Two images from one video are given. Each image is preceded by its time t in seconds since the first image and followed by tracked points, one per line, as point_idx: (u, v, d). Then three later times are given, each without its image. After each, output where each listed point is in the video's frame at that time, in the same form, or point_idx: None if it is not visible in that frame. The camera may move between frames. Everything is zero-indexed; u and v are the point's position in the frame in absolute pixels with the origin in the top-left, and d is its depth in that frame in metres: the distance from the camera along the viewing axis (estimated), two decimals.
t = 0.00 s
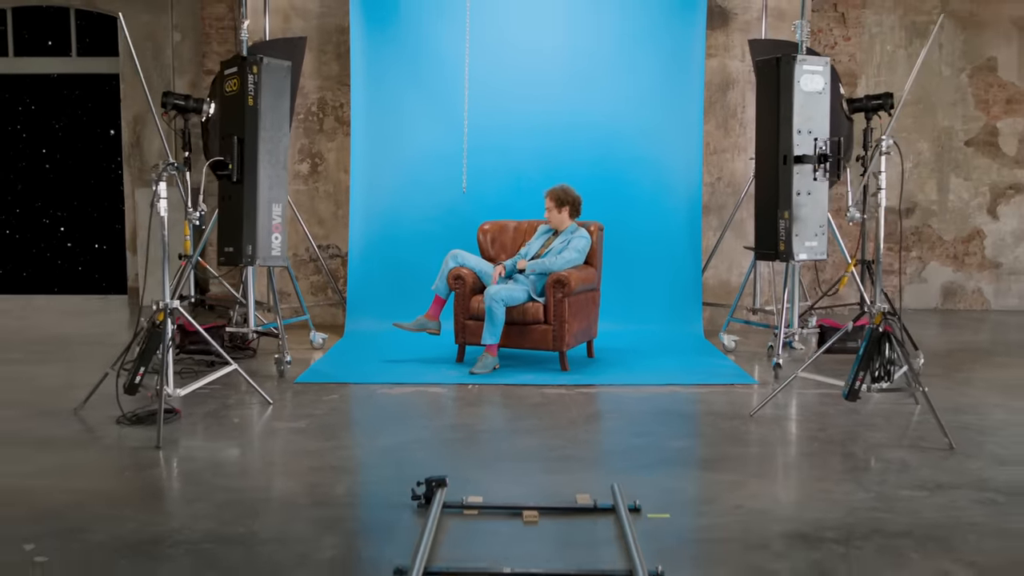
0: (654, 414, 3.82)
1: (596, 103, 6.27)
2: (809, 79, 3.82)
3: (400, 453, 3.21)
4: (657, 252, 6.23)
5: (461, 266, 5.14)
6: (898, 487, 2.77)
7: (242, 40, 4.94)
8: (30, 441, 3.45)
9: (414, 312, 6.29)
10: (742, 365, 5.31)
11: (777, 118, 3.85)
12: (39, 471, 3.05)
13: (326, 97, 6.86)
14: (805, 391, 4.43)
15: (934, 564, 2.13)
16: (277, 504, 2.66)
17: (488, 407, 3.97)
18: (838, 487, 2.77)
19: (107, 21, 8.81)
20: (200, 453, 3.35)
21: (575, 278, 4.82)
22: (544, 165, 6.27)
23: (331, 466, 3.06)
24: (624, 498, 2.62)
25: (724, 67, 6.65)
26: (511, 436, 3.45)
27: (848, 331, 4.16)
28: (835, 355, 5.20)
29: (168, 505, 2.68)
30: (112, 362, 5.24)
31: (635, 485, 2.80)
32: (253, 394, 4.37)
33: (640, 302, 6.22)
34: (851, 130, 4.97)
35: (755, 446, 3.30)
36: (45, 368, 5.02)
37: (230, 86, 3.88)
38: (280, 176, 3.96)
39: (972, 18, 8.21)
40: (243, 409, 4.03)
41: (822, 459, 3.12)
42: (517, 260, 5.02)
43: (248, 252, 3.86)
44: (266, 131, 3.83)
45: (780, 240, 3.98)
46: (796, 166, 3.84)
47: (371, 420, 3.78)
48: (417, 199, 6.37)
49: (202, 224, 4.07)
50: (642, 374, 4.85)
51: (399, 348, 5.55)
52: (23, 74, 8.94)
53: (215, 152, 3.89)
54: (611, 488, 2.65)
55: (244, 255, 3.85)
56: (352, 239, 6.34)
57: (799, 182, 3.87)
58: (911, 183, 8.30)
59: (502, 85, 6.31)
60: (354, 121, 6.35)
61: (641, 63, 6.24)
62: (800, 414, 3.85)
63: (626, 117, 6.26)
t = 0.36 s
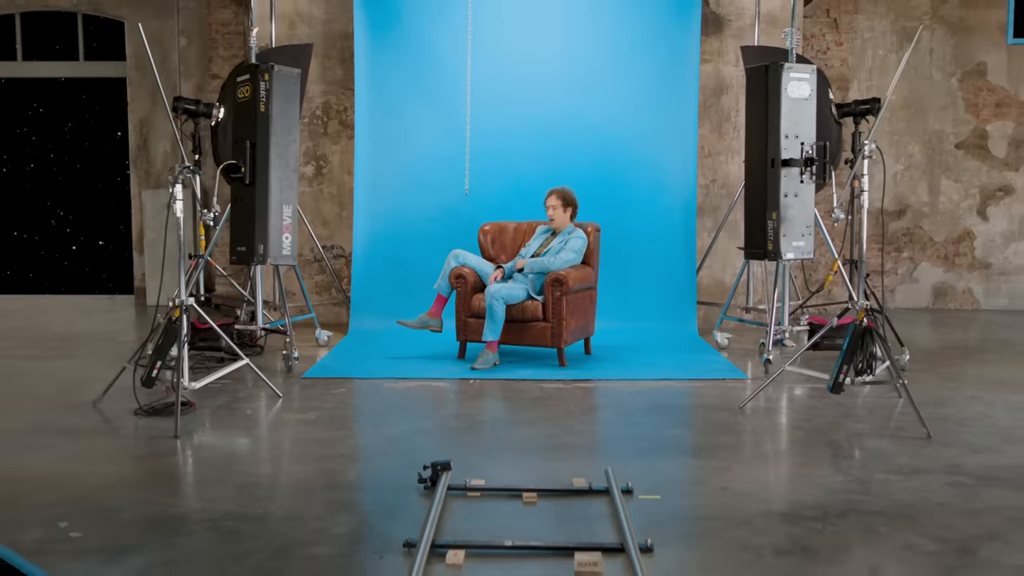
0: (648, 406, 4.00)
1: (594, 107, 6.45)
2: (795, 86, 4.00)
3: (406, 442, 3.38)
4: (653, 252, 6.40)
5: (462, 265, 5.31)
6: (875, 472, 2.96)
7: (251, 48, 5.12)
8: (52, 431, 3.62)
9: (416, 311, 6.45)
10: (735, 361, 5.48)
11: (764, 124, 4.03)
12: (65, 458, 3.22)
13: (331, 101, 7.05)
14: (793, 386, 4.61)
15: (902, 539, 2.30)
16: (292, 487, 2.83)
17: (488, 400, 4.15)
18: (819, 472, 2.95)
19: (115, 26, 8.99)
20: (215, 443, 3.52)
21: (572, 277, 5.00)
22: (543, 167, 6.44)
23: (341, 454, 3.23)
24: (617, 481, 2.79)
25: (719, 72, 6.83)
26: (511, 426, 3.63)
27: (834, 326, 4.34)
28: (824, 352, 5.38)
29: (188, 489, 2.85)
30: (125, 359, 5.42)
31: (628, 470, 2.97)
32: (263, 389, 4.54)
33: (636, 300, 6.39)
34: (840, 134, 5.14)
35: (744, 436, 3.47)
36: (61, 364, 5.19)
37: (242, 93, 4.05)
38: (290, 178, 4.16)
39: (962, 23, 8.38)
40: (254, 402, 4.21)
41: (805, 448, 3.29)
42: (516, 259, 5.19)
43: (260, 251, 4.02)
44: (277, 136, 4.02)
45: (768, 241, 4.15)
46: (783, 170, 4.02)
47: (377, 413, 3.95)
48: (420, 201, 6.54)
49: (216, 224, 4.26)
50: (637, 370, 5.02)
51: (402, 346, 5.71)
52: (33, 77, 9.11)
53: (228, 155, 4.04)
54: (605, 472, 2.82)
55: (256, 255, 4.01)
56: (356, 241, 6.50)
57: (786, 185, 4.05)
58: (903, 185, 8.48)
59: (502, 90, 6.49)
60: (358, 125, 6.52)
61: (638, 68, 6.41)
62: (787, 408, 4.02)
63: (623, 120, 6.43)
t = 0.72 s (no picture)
0: (641, 399, 4.18)
1: (590, 111, 6.62)
2: (782, 92, 4.16)
3: (409, 432, 3.56)
4: (647, 253, 6.58)
5: (461, 265, 5.48)
6: (853, 458, 3.13)
7: (257, 54, 5.28)
8: (71, 422, 3.79)
9: (416, 310, 6.62)
10: (726, 357, 5.65)
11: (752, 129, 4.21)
12: (85, 446, 3.39)
13: (333, 106, 7.25)
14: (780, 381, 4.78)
15: (875, 517, 2.47)
16: (302, 473, 3.00)
17: (487, 393, 4.32)
18: (800, 459, 3.13)
19: (119, 31, 9.13)
20: (228, 433, 3.70)
21: (568, 276, 5.17)
22: (540, 170, 6.62)
23: (348, 442, 3.41)
24: (609, 467, 2.96)
25: (711, 77, 7.01)
26: (509, 417, 3.80)
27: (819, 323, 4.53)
28: (812, 348, 5.56)
29: (204, 474, 3.02)
30: (135, 356, 5.59)
31: (621, 457, 3.13)
32: (270, 383, 4.71)
33: (631, 299, 6.57)
34: (827, 137, 5.33)
35: (731, 426, 3.65)
36: (73, 361, 5.36)
37: (251, 99, 4.22)
38: (297, 180, 4.32)
39: (950, 28, 8.55)
40: (262, 396, 4.38)
41: (788, 437, 3.47)
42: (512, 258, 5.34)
43: (269, 251, 4.18)
44: (285, 140, 4.17)
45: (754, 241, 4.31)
46: (770, 172, 4.19)
47: (380, 405, 4.12)
48: (420, 203, 6.71)
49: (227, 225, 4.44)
50: (631, 366, 5.20)
51: (403, 343, 5.89)
52: (39, 81, 9.26)
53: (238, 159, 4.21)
54: (598, 458, 2.99)
55: (265, 254, 4.17)
56: (358, 242, 6.67)
57: (773, 187, 4.23)
58: (892, 187, 8.65)
59: (501, 95, 6.65)
60: (360, 129, 6.69)
61: (633, 73, 6.58)
62: (773, 401, 4.20)
63: (618, 124, 6.60)
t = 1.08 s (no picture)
0: (634, 392, 4.34)
1: (586, 114, 6.79)
2: (770, 97, 4.34)
3: (412, 423, 3.72)
4: (642, 252, 6.74)
5: (461, 264, 5.64)
6: (834, 447, 3.30)
7: (262, 58, 5.41)
8: (87, 414, 3.94)
9: (416, 308, 6.78)
10: (717, 354, 5.82)
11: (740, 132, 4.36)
12: (102, 436, 3.54)
13: (334, 108, 7.38)
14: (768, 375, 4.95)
15: (851, 498, 2.63)
16: (311, 460, 3.16)
17: (485, 387, 4.48)
18: (783, 447, 3.29)
19: (123, 34, 9.27)
20: (238, 424, 3.86)
21: (565, 275, 5.34)
22: (538, 172, 6.78)
23: (354, 433, 3.56)
24: (603, 454, 3.12)
25: (704, 81, 7.19)
26: (506, 409, 3.97)
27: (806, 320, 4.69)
28: (801, 345, 5.72)
29: (217, 462, 3.18)
30: (143, 352, 5.75)
31: (614, 445, 3.29)
32: (276, 378, 4.87)
33: (626, 298, 6.73)
34: (815, 139, 5.49)
35: (719, 417, 3.82)
36: (83, 357, 5.52)
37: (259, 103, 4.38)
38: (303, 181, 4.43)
39: (940, 32, 8.71)
40: (269, 390, 4.54)
41: (773, 428, 3.63)
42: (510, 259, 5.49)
43: (276, 250, 4.35)
44: (291, 143, 4.32)
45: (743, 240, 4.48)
46: (758, 175, 4.36)
47: (383, 398, 4.28)
48: (421, 204, 6.86)
49: (237, 223, 4.61)
50: (625, 362, 5.36)
51: (404, 339, 6.05)
52: (44, 84, 9.40)
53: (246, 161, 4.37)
54: (592, 446, 3.15)
55: (272, 253, 4.34)
56: (360, 242, 6.82)
57: (762, 188, 4.40)
58: (883, 188, 8.82)
59: (499, 98, 6.82)
60: (362, 132, 6.84)
61: (629, 76, 6.74)
62: (761, 394, 4.36)
63: (614, 126, 6.77)
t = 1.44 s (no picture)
0: (628, 387, 4.50)
1: (582, 117, 6.95)
2: (759, 102, 4.49)
3: (414, 415, 3.88)
4: (637, 253, 6.89)
5: (461, 264, 5.79)
6: (817, 437, 3.45)
7: (268, 63, 5.57)
8: (100, 407, 4.09)
9: (417, 307, 6.93)
10: (710, 351, 5.97)
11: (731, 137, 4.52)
12: (116, 427, 3.69)
13: (336, 112, 7.55)
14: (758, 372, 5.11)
15: (830, 483, 2.78)
16: (319, 449, 3.31)
17: (485, 383, 4.64)
18: (769, 438, 3.45)
19: (127, 38, 9.40)
20: (246, 417, 4.01)
21: (561, 274, 5.49)
22: (536, 174, 6.94)
23: (358, 425, 3.71)
24: (597, 443, 3.27)
25: (698, 86, 7.37)
26: (505, 403, 4.12)
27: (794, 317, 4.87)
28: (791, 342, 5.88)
29: (228, 451, 3.33)
30: (150, 349, 5.90)
31: (608, 436, 3.45)
32: (281, 373, 5.03)
33: (621, 298, 6.88)
34: (805, 143, 5.64)
35: (709, 410, 3.98)
36: (92, 354, 5.66)
37: (267, 108, 4.54)
38: (309, 184, 4.59)
39: (930, 38, 8.87)
40: (275, 385, 4.69)
41: (761, 420, 3.79)
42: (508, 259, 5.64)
43: (283, 250, 4.50)
44: (298, 147, 4.47)
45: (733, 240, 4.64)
46: (747, 177, 4.52)
47: (386, 393, 4.44)
48: (421, 206, 7.01)
49: (240, 226, 4.62)
50: (620, 359, 5.51)
51: (404, 337, 6.20)
52: (49, 86, 9.54)
53: (255, 164, 4.54)
54: (586, 435, 3.31)
55: (279, 253, 4.50)
56: (362, 243, 6.97)
57: (750, 191, 4.54)
58: (874, 191, 8.98)
59: (498, 103, 6.98)
60: (364, 135, 6.99)
61: (624, 81, 6.90)
62: (750, 389, 4.52)
63: (609, 130, 6.93)
